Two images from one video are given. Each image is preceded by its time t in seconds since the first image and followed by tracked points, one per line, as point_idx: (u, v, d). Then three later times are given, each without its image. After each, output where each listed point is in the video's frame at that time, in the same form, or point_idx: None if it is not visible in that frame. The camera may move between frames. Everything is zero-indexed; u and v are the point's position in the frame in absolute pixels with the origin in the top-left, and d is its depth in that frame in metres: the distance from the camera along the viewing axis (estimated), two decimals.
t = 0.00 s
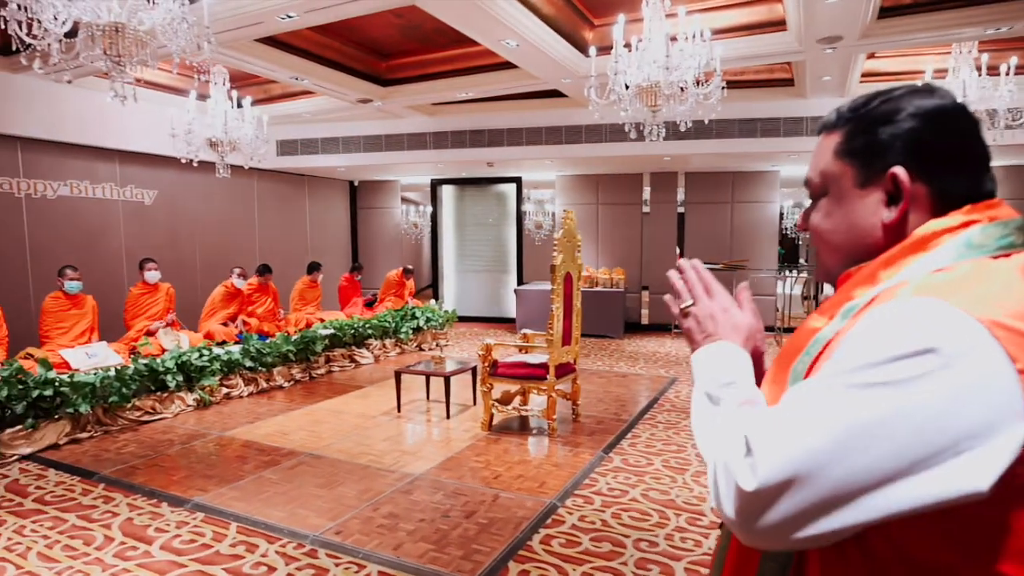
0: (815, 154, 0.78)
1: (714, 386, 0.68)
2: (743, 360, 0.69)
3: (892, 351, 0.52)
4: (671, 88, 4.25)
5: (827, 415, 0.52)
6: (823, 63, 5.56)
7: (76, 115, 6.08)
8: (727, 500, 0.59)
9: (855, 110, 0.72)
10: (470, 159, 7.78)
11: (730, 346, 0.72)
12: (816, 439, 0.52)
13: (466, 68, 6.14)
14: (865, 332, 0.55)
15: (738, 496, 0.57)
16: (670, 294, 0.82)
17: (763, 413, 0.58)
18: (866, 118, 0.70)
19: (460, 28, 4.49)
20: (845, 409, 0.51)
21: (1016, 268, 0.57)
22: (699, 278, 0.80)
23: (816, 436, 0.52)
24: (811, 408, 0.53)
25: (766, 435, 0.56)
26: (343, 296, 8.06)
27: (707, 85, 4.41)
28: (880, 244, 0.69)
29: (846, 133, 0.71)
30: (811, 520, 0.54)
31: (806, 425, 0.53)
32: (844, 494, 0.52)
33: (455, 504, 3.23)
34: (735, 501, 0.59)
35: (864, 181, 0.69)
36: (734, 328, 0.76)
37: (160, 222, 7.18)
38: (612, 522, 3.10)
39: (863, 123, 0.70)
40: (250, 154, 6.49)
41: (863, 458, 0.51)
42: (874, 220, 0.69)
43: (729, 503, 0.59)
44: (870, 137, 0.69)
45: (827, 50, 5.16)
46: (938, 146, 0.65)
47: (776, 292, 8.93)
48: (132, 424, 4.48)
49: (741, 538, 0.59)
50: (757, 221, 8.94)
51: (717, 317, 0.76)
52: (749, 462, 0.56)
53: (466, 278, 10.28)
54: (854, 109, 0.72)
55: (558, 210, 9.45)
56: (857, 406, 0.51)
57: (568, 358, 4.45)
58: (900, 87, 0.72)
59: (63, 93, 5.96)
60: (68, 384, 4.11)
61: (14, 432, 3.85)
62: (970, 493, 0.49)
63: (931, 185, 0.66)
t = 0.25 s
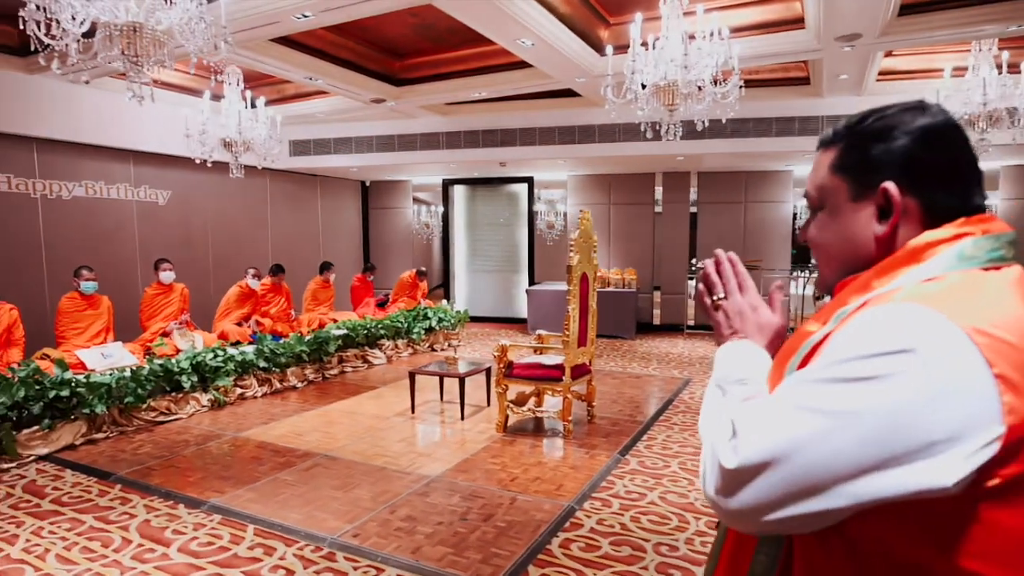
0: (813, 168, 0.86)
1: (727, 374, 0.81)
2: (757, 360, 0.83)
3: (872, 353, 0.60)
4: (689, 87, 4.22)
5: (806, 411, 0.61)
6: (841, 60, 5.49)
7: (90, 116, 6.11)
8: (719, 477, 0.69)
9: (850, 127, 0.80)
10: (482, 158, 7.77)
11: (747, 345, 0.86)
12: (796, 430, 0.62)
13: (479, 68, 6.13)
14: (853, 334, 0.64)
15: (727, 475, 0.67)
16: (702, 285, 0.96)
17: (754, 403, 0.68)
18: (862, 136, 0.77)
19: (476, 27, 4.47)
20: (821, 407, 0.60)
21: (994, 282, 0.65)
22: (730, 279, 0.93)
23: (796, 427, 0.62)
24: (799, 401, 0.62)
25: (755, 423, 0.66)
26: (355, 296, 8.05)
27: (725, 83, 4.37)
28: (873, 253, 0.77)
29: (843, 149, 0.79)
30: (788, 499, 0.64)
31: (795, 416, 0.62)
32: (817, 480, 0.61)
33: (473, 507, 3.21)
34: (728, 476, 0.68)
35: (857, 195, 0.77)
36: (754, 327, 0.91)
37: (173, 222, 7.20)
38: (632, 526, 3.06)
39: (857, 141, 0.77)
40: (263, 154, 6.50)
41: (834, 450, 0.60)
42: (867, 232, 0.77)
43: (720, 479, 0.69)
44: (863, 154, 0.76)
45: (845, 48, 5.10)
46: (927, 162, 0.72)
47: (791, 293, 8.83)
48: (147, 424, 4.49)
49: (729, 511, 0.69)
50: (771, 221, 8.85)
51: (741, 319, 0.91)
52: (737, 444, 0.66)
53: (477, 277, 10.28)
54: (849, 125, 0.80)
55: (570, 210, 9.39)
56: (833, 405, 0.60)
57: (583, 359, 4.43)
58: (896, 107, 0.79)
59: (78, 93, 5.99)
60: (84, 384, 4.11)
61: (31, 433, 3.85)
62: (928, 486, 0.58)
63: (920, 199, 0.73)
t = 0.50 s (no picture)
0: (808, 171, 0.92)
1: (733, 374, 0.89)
2: (760, 361, 0.92)
3: (857, 344, 0.66)
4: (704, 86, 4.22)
5: (799, 397, 0.67)
6: (856, 59, 5.44)
7: (102, 116, 6.12)
8: (719, 462, 0.76)
9: (842, 132, 0.86)
10: (492, 158, 7.76)
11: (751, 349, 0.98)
12: (792, 417, 0.67)
13: (490, 67, 6.13)
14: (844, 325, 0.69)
15: (726, 459, 0.74)
16: (713, 286, 1.07)
17: (753, 393, 0.74)
18: (854, 140, 0.84)
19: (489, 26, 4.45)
20: (812, 393, 0.66)
21: (974, 276, 0.71)
22: (738, 282, 1.04)
23: (788, 414, 0.68)
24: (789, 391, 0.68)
25: (753, 411, 0.72)
26: (365, 296, 8.05)
27: (741, 82, 4.36)
28: (863, 251, 0.83)
29: (836, 152, 0.86)
30: (783, 482, 0.70)
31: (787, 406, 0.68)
32: (809, 462, 0.67)
33: (488, 510, 3.18)
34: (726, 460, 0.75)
35: (846, 197, 0.83)
36: (758, 328, 1.02)
37: (184, 222, 7.20)
38: (650, 530, 3.03)
39: (848, 146, 0.84)
40: (274, 154, 6.50)
41: (823, 434, 0.65)
42: (856, 231, 0.83)
43: (720, 464, 0.75)
44: (853, 157, 0.83)
45: (861, 46, 5.05)
46: (913, 166, 0.79)
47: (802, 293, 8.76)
48: (160, 425, 4.48)
49: (729, 495, 0.75)
50: (783, 220, 8.78)
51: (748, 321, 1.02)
52: (735, 432, 0.73)
53: (486, 278, 10.25)
54: (841, 131, 0.86)
55: (580, 210, 9.35)
56: (822, 392, 0.65)
57: (597, 360, 4.40)
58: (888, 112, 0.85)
59: (88, 93, 6.00)
60: (97, 385, 4.11)
61: (45, 434, 3.85)
62: (913, 468, 0.63)
63: (906, 199, 0.79)
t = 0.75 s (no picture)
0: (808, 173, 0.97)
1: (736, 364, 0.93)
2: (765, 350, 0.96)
3: (851, 330, 0.69)
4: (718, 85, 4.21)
5: (795, 380, 0.71)
6: (869, 58, 5.40)
7: (111, 116, 6.12)
8: (720, 443, 0.80)
9: (839, 134, 0.91)
10: (500, 158, 7.74)
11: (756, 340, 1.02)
12: (788, 400, 0.71)
13: (501, 66, 6.13)
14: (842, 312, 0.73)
15: (727, 439, 0.78)
16: (719, 279, 1.10)
17: (754, 378, 0.78)
18: (851, 141, 0.88)
19: (502, 25, 4.43)
20: (806, 377, 0.70)
21: (970, 268, 0.74)
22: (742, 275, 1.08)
23: (785, 396, 0.72)
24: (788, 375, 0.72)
25: (753, 396, 0.76)
26: (373, 296, 8.02)
27: (755, 81, 4.35)
28: (864, 247, 0.87)
29: (834, 153, 0.90)
30: (779, 463, 0.73)
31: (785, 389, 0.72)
32: (804, 443, 0.71)
33: (503, 514, 3.15)
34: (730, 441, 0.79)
35: (845, 196, 0.87)
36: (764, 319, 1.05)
37: (193, 222, 7.19)
38: (667, 534, 3.00)
39: (845, 147, 0.89)
40: (283, 154, 6.50)
41: (816, 417, 0.69)
42: (856, 228, 0.87)
43: (723, 445, 0.80)
44: (850, 158, 0.87)
45: (875, 45, 5.01)
46: (908, 163, 0.83)
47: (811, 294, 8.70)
48: (170, 426, 4.46)
49: (730, 475, 0.79)
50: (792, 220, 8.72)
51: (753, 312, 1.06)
52: (738, 415, 0.77)
53: (493, 278, 10.21)
54: (838, 133, 0.91)
55: (587, 210, 9.30)
56: (817, 375, 0.69)
57: (609, 362, 4.37)
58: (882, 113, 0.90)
59: (97, 92, 5.99)
60: (108, 386, 4.10)
61: (56, 435, 3.83)
62: (904, 449, 0.66)
63: (904, 196, 0.83)
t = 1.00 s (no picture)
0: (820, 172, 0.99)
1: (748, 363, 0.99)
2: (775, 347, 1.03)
3: (864, 330, 0.72)
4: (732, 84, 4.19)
5: (813, 381, 0.74)
6: (883, 57, 5.34)
7: (119, 115, 6.10)
8: (736, 441, 0.83)
9: (852, 134, 0.93)
10: (507, 157, 7.70)
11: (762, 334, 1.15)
12: (803, 399, 0.74)
13: (511, 64, 6.10)
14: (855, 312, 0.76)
15: (743, 438, 0.81)
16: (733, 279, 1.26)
17: (768, 378, 0.81)
18: (865, 140, 0.90)
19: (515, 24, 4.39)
20: (825, 379, 0.72)
21: (980, 268, 0.77)
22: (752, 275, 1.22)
23: (802, 396, 0.74)
24: (802, 374, 0.75)
25: (770, 395, 0.79)
26: (381, 296, 7.97)
27: (771, 80, 4.32)
28: (875, 245, 0.90)
29: (847, 152, 0.92)
30: (794, 459, 0.76)
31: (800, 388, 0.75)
32: (819, 442, 0.73)
33: (518, 518, 3.11)
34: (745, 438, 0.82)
35: (858, 194, 0.89)
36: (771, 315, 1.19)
37: (200, 222, 7.17)
38: (685, 539, 2.96)
39: (857, 147, 0.91)
40: (291, 154, 6.47)
41: (834, 416, 0.72)
42: (868, 226, 0.89)
43: (738, 443, 0.82)
44: (862, 157, 0.89)
45: (890, 44, 4.96)
46: (920, 162, 0.85)
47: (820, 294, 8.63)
48: (180, 428, 4.43)
49: (745, 471, 0.82)
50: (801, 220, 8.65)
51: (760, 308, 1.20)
52: (753, 413, 0.80)
53: (499, 278, 10.16)
54: (850, 133, 0.93)
55: (594, 210, 9.25)
56: (833, 376, 0.72)
57: (621, 363, 4.34)
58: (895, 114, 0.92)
59: (105, 92, 5.97)
60: (118, 387, 4.07)
61: (66, 437, 3.80)
62: (917, 447, 0.69)
63: (915, 195, 0.86)
